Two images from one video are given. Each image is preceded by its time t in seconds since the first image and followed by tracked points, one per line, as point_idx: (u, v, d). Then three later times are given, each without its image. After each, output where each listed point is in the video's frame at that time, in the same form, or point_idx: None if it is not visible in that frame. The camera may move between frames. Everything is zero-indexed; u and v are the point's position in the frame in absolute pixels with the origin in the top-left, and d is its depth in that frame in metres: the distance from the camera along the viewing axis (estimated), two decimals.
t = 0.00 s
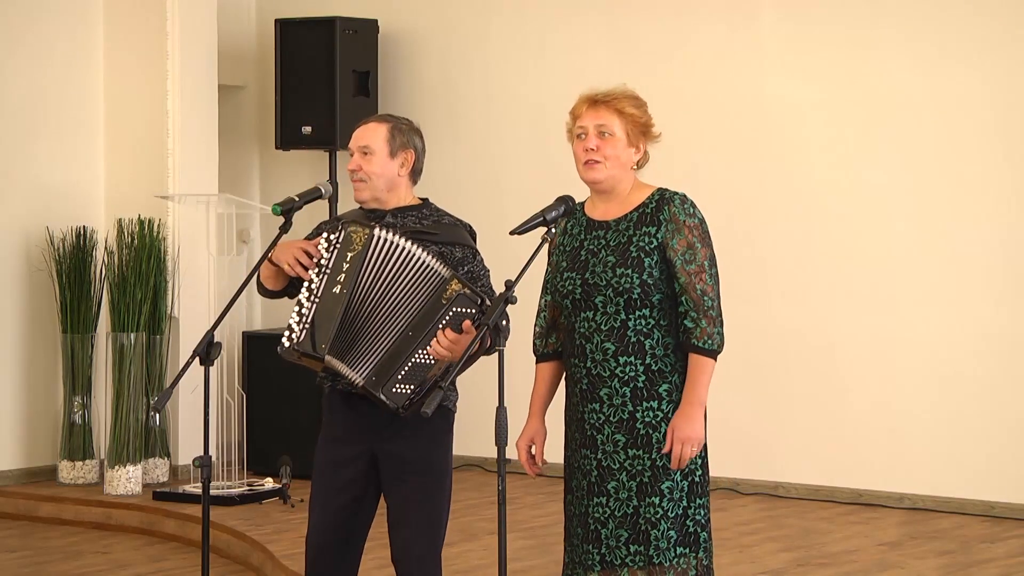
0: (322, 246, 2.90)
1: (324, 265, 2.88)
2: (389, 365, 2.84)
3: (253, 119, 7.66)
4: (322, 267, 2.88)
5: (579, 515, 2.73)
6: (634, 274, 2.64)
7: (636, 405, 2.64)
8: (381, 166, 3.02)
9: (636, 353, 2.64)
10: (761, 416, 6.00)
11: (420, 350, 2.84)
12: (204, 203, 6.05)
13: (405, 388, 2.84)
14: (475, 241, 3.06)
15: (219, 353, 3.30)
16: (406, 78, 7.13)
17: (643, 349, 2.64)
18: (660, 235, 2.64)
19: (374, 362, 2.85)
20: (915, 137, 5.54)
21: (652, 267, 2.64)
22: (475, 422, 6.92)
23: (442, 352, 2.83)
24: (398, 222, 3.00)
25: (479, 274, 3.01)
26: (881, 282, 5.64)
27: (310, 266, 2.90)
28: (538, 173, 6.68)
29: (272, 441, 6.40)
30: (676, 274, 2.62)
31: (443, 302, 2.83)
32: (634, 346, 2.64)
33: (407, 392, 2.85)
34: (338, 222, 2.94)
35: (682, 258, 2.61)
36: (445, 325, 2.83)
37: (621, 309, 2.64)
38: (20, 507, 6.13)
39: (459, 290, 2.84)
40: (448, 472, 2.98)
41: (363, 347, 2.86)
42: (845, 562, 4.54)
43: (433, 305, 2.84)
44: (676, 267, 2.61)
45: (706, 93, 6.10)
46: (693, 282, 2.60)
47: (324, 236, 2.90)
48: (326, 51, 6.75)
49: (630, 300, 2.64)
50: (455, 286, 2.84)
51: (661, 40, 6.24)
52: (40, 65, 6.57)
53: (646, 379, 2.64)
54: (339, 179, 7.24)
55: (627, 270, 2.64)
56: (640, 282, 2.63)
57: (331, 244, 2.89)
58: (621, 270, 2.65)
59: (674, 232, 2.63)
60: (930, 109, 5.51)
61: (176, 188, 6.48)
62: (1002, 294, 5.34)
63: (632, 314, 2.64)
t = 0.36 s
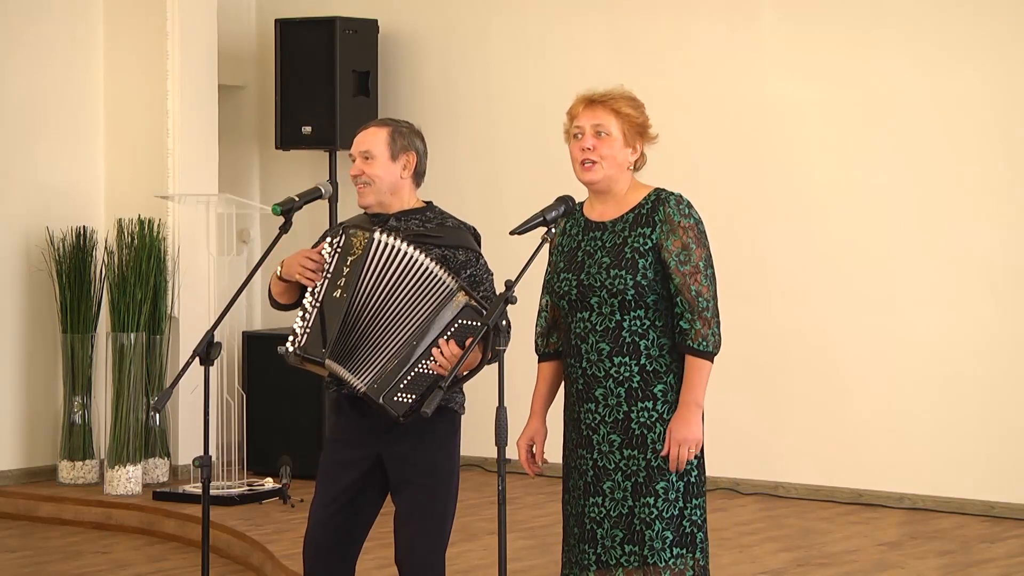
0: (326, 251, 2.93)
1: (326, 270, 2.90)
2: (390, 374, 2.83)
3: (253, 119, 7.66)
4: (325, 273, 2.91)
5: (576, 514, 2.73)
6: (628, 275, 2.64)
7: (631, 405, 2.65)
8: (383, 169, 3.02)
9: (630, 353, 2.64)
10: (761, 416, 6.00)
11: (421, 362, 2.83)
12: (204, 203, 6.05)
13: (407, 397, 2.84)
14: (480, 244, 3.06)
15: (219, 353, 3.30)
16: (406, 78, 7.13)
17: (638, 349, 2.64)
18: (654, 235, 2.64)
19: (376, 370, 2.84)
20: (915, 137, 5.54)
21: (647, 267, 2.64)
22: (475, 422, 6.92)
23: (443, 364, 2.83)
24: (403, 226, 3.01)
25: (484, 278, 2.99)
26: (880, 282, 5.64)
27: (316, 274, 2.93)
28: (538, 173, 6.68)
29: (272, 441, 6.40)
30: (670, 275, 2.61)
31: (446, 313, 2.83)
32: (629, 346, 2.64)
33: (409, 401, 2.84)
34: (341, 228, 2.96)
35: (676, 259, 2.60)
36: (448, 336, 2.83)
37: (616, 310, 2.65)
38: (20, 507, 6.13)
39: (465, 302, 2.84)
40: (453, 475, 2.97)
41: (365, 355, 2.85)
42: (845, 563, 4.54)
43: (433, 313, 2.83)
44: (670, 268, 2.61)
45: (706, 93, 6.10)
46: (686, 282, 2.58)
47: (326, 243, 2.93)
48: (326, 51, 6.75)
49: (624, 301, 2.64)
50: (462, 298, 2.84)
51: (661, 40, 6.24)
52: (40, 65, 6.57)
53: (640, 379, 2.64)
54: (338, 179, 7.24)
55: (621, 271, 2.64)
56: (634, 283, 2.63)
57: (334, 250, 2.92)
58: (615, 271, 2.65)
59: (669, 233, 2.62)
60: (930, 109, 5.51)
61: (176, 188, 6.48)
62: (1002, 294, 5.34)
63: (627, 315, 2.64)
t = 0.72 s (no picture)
0: (323, 245, 2.95)
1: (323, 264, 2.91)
2: (387, 373, 2.84)
3: (253, 120, 7.66)
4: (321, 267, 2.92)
5: (576, 514, 2.74)
6: (624, 274, 2.63)
7: (629, 406, 2.65)
8: (382, 162, 3.02)
9: (628, 354, 2.64)
10: (761, 415, 6.00)
11: (419, 361, 2.84)
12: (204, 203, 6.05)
13: (406, 396, 2.84)
14: (475, 245, 3.01)
15: (219, 353, 3.30)
16: (406, 78, 7.14)
17: (636, 349, 2.64)
18: (651, 234, 2.63)
19: (372, 368, 2.84)
20: (915, 137, 5.54)
21: (644, 267, 2.63)
22: (475, 422, 6.92)
23: (441, 363, 2.84)
24: (401, 224, 2.98)
25: (479, 280, 2.96)
26: (880, 282, 5.64)
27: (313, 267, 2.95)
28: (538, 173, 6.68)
29: (272, 441, 6.40)
30: (667, 274, 2.61)
31: (449, 314, 2.84)
32: (626, 347, 2.64)
33: (408, 400, 2.84)
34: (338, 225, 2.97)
35: (673, 258, 2.60)
36: (446, 335, 2.84)
37: (613, 309, 2.65)
38: (20, 507, 6.13)
39: (465, 301, 2.85)
40: (451, 473, 2.97)
41: (360, 351, 2.86)
42: (845, 563, 4.54)
43: (432, 312, 2.85)
44: (667, 267, 2.60)
45: (706, 93, 6.10)
46: (684, 282, 2.58)
47: (325, 236, 2.96)
48: (326, 51, 6.75)
49: (622, 301, 2.64)
50: (460, 297, 2.85)
51: (661, 40, 6.24)
52: (40, 65, 6.57)
53: (638, 380, 2.64)
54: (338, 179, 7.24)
55: (618, 271, 2.64)
56: (631, 282, 2.63)
57: (331, 244, 2.93)
58: (613, 270, 2.65)
59: (665, 232, 2.61)
60: (929, 109, 5.51)
61: (176, 188, 6.48)
62: (1002, 294, 5.34)
63: (624, 315, 2.64)
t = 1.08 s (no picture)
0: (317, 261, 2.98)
1: (324, 281, 2.96)
2: (400, 370, 2.86)
3: (254, 120, 7.66)
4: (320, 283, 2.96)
5: (583, 514, 2.73)
6: (635, 274, 2.64)
7: (637, 406, 2.65)
8: (384, 165, 3.02)
9: (637, 355, 2.64)
10: (760, 415, 6.01)
11: (427, 347, 2.85)
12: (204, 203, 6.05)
13: (428, 385, 2.85)
14: (473, 239, 3.06)
15: (219, 353, 3.30)
16: (405, 78, 7.14)
17: (644, 350, 2.64)
18: (662, 234, 2.64)
19: (386, 365, 2.87)
20: (915, 137, 5.54)
21: (654, 267, 2.64)
22: (475, 422, 6.92)
23: (445, 342, 2.84)
24: (395, 229, 2.99)
25: (482, 271, 3.03)
26: (880, 282, 5.64)
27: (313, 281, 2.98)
28: (538, 174, 6.68)
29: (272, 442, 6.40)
30: (677, 273, 2.61)
31: (436, 293, 2.85)
32: (635, 347, 2.64)
33: (431, 389, 2.85)
34: (331, 236, 3.00)
35: (683, 257, 2.60)
36: (441, 313, 2.85)
37: (622, 310, 2.65)
38: (20, 507, 6.13)
39: (445, 277, 2.86)
40: (451, 478, 2.97)
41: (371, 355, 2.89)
42: (845, 563, 4.54)
43: (428, 299, 2.85)
44: (677, 266, 2.61)
45: (706, 92, 6.10)
46: (693, 281, 2.58)
47: (319, 251, 2.98)
48: (326, 51, 6.75)
49: (631, 301, 2.64)
50: (440, 274, 2.86)
51: (660, 40, 6.24)
52: (40, 65, 6.57)
53: (646, 380, 2.64)
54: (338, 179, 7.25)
55: (628, 271, 2.65)
56: (641, 282, 2.64)
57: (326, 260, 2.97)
58: (622, 270, 2.65)
59: (676, 232, 2.62)
60: (929, 109, 5.51)
61: (176, 188, 6.48)
62: (1002, 294, 5.34)
63: (633, 315, 2.64)
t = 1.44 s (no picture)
0: (309, 252, 2.91)
1: (321, 270, 2.89)
2: (407, 357, 2.89)
3: (254, 120, 7.66)
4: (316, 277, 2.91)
5: (593, 514, 2.74)
6: (646, 274, 2.64)
7: (648, 407, 2.65)
8: (373, 164, 3.03)
9: (649, 354, 2.65)
10: (760, 415, 6.01)
11: (431, 333, 2.89)
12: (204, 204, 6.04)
13: (431, 370, 2.89)
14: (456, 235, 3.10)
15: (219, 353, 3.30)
16: (405, 79, 7.14)
17: (657, 350, 2.65)
18: (673, 233, 2.64)
19: (391, 352, 2.90)
20: (915, 137, 5.54)
21: (665, 266, 2.64)
22: (475, 422, 6.92)
23: (452, 327, 2.90)
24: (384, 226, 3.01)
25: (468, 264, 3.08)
26: (880, 282, 5.64)
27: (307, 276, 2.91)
28: (538, 174, 6.68)
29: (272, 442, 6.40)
30: (689, 272, 2.61)
31: (441, 280, 2.90)
32: (647, 347, 2.65)
33: (435, 373, 2.90)
34: (325, 226, 2.94)
35: (695, 256, 2.60)
36: (447, 300, 2.90)
37: (633, 309, 2.66)
38: (20, 508, 6.13)
39: (449, 264, 2.91)
40: (442, 466, 3.01)
41: (376, 345, 2.89)
42: (845, 563, 4.54)
43: (433, 286, 2.90)
44: (689, 265, 2.60)
45: (706, 92, 6.10)
46: (706, 280, 2.58)
47: (312, 243, 2.91)
48: (326, 51, 6.75)
49: (642, 300, 2.65)
50: (444, 261, 2.91)
51: (660, 40, 6.24)
52: (40, 65, 6.57)
53: (658, 381, 2.65)
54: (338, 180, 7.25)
55: (639, 270, 2.65)
56: (652, 282, 2.64)
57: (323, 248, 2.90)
58: (633, 269, 2.66)
59: (687, 231, 2.62)
60: (930, 109, 5.51)
61: (176, 188, 6.48)
62: (1002, 294, 5.34)
63: (645, 315, 2.65)
